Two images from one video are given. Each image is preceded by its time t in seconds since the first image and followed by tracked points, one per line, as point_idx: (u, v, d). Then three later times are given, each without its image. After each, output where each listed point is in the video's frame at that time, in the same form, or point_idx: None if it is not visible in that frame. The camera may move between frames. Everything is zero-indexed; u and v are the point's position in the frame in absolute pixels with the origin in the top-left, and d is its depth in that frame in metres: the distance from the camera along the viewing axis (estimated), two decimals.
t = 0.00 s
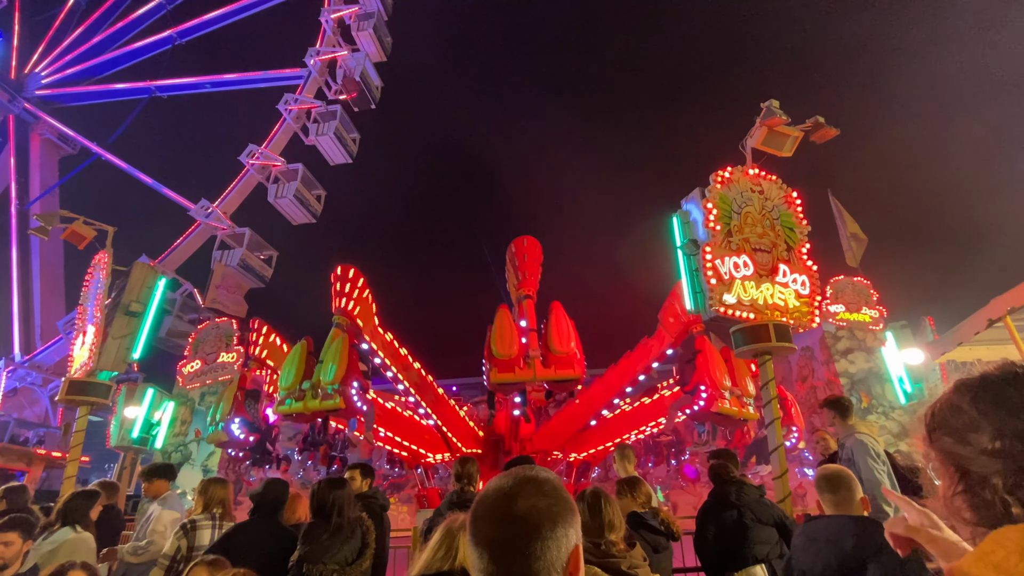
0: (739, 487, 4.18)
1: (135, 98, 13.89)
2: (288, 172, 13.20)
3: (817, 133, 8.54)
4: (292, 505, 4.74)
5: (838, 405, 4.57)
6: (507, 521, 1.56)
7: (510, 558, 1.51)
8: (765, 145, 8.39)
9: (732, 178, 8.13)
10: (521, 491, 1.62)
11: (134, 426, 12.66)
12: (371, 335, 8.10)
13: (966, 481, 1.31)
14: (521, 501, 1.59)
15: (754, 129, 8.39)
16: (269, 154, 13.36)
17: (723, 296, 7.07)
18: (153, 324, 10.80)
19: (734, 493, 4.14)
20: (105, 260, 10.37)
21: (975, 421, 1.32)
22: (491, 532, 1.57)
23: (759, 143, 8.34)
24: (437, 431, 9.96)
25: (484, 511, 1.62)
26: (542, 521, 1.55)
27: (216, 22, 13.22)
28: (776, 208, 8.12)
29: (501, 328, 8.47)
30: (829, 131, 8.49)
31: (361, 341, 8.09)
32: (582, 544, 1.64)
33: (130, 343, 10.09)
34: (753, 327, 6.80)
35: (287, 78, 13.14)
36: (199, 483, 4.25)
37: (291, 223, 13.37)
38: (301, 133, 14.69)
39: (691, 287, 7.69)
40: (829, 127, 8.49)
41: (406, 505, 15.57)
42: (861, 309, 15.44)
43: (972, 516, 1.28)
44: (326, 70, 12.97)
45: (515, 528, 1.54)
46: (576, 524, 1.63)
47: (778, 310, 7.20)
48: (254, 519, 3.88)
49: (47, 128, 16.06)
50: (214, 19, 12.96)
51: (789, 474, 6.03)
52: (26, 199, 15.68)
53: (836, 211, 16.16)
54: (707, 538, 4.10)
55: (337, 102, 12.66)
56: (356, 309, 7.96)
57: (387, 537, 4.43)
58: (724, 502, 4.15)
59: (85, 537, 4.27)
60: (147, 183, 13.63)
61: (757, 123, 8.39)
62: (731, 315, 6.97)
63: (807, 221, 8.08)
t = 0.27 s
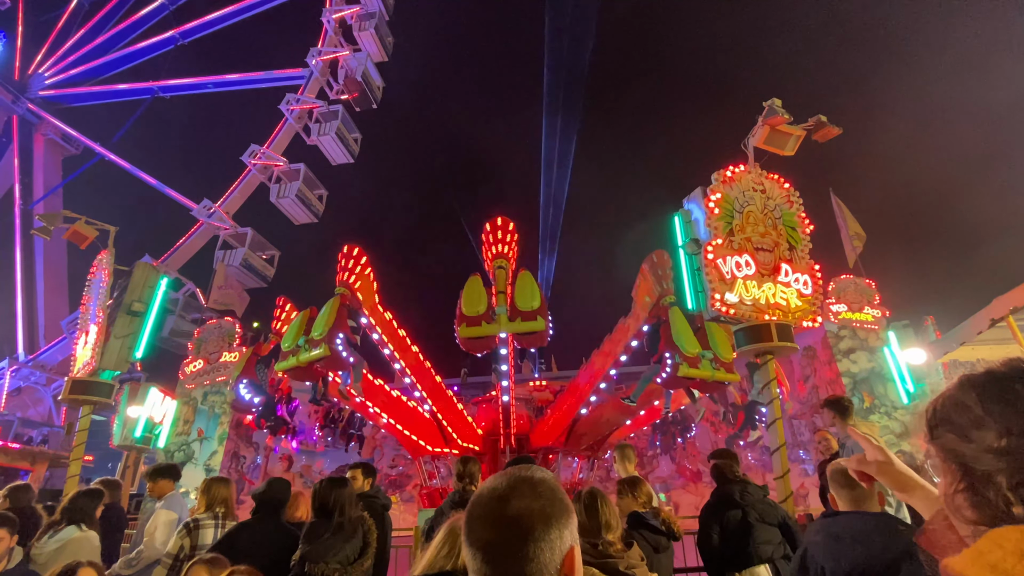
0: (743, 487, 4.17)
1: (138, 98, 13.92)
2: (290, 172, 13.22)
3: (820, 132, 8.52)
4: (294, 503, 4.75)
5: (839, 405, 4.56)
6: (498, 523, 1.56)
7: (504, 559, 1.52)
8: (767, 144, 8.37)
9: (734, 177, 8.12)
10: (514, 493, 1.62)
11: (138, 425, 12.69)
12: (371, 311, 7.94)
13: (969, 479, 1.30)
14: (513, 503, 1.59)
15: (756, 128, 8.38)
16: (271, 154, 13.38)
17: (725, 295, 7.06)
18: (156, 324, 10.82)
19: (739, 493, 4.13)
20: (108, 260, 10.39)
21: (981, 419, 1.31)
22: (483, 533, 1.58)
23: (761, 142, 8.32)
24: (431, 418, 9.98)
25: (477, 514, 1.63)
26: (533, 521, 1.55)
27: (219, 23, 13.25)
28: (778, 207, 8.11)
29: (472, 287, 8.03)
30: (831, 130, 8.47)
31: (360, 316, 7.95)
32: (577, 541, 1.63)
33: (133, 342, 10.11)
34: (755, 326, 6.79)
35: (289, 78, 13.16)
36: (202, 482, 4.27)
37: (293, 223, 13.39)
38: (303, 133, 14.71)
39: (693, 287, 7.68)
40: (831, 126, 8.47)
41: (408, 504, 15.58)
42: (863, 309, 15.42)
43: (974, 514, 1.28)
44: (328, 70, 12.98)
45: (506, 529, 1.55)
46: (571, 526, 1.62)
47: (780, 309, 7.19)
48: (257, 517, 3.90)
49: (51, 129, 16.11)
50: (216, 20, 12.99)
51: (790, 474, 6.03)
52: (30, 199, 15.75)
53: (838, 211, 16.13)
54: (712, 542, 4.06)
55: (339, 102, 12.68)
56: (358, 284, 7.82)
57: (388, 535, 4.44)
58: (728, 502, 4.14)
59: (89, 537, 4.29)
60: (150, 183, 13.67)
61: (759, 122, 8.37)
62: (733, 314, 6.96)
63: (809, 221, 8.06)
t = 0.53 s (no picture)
0: (751, 487, 4.17)
1: (140, 98, 13.95)
2: (292, 172, 13.24)
3: (822, 131, 8.49)
4: (296, 502, 4.76)
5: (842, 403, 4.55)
6: (495, 521, 1.57)
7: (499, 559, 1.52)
8: (769, 143, 8.35)
9: (736, 176, 8.11)
10: (504, 493, 1.64)
11: (141, 424, 12.75)
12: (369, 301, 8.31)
13: (972, 478, 1.30)
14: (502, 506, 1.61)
15: (758, 126, 8.36)
16: (273, 154, 13.40)
17: (727, 294, 7.06)
18: (159, 323, 10.84)
19: (747, 493, 4.12)
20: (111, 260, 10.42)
21: (985, 418, 1.31)
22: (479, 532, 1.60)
23: (763, 140, 8.30)
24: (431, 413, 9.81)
25: (475, 511, 1.64)
26: (529, 521, 1.55)
27: (220, 22, 13.26)
28: (780, 206, 8.09)
29: (445, 272, 8.13)
30: (833, 128, 8.45)
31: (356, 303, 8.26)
32: (576, 541, 1.62)
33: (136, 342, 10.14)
34: (757, 325, 6.78)
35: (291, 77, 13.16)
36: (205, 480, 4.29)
37: (295, 222, 13.40)
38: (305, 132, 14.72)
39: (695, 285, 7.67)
40: (834, 124, 8.44)
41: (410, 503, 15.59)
42: (865, 307, 15.41)
43: (973, 513, 1.28)
44: (329, 69, 12.98)
45: (501, 528, 1.55)
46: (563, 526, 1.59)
47: (782, 308, 7.18)
48: (259, 516, 3.91)
49: (54, 129, 16.17)
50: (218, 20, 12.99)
51: (793, 474, 6.04)
52: (33, 199, 15.80)
53: (841, 209, 16.09)
54: (722, 547, 4.04)
55: (341, 102, 12.68)
56: (356, 274, 8.18)
57: (391, 534, 4.46)
58: (736, 501, 4.13)
59: (96, 535, 4.32)
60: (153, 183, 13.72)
61: (761, 120, 8.35)
62: (735, 313, 6.95)
63: (811, 219, 8.05)
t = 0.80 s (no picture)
0: (756, 487, 4.17)
1: (141, 97, 13.96)
2: (293, 171, 13.25)
3: (824, 128, 8.47)
4: (298, 500, 4.79)
5: (844, 401, 4.56)
6: (494, 520, 1.57)
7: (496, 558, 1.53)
8: (770, 140, 8.33)
9: (737, 174, 8.08)
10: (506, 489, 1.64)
11: (144, 423, 12.78)
12: (357, 307, 7.80)
13: (967, 473, 1.30)
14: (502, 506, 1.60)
15: (759, 124, 8.34)
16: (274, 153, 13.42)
17: (728, 292, 7.05)
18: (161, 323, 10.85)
19: (752, 493, 4.11)
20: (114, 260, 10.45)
21: (983, 414, 1.30)
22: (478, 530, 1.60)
23: (764, 138, 8.28)
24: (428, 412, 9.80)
25: (475, 510, 1.64)
26: (529, 520, 1.55)
27: (222, 22, 13.26)
28: (781, 204, 8.07)
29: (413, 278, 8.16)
30: (835, 125, 8.43)
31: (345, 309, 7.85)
32: (576, 540, 1.61)
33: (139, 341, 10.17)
34: (758, 323, 6.77)
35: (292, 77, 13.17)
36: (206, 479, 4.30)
37: (296, 221, 13.43)
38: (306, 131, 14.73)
39: (696, 283, 7.67)
40: (835, 121, 8.42)
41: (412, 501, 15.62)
42: (868, 305, 15.39)
43: (969, 509, 1.28)
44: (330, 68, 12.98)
45: (499, 527, 1.55)
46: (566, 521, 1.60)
47: (783, 306, 7.18)
48: (261, 515, 3.92)
49: (55, 129, 16.21)
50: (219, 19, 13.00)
51: (795, 472, 6.05)
52: (35, 199, 15.84)
53: (843, 206, 16.04)
54: (726, 546, 4.05)
55: (342, 101, 12.68)
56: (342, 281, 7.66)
57: (393, 532, 4.46)
58: (741, 502, 4.13)
59: (104, 534, 4.34)
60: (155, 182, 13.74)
61: (762, 118, 8.33)
62: (736, 311, 6.95)
63: (813, 217, 8.03)
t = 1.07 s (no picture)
0: (760, 486, 4.16)
1: (143, 98, 13.98)
2: (295, 171, 13.26)
3: (826, 124, 8.45)
4: (300, 499, 4.80)
5: (848, 399, 4.55)
6: (503, 516, 1.58)
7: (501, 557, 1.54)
8: (772, 137, 8.31)
9: (739, 171, 8.06)
10: (516, 486, 1.64)
11: (147, 423, 12.81)
12: (334, 324, 8.42)
13: (955, 470, 1.30)
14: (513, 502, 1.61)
15: (761, 121, 8.32)
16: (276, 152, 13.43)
17: (730, 290, 7.05)
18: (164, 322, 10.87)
19: (756, 492, 4.11)
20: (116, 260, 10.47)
21: (973, 413, 1.31)
22: (481, 526, 1.62)
23: (766, 135, 8.26)
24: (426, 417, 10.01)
25: (483, 505, 1.65)
26: (537, 515, 1.56)
27: (223, 21, 13.26)
28: (783, 201, 8.06)
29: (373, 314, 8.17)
30: (837, 122, 8.40)
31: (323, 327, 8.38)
32: (584, 536, 1.62)
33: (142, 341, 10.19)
34: (760, 321, 6.77)
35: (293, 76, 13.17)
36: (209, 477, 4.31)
37: (298, 221, 13.45)
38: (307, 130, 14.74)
39: (697, 281, 7.66)
40: (837, 118, 8.40)
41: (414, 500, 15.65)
42: (871, 302, 15.36)
43: (957, 507, 1.28)
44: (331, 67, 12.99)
45: (509, 522, 1.56)
46: (575, 519, 1.60)
47: (785, 303, 7.17)
48: (264, 513, 3.93)
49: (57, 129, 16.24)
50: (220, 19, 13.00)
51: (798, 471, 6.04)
52: (38, 200, 15.88)
53: (846, 203, 15.99)
54: (728, 544, 4.05)
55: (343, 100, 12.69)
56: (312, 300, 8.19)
57: (395, 530, 4.47)
58: (744, 501, 4.12)
59: (108, 533, 4.35)
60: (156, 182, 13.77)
61: (764, 115, 8.31)
62: (737, 309, 6.95)
63: (815, 215, 8.01)
